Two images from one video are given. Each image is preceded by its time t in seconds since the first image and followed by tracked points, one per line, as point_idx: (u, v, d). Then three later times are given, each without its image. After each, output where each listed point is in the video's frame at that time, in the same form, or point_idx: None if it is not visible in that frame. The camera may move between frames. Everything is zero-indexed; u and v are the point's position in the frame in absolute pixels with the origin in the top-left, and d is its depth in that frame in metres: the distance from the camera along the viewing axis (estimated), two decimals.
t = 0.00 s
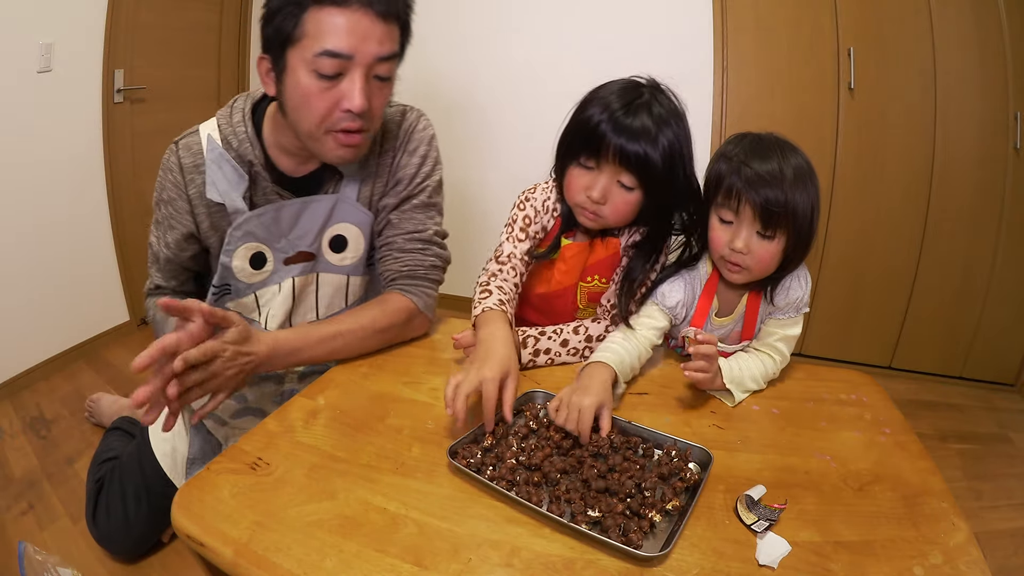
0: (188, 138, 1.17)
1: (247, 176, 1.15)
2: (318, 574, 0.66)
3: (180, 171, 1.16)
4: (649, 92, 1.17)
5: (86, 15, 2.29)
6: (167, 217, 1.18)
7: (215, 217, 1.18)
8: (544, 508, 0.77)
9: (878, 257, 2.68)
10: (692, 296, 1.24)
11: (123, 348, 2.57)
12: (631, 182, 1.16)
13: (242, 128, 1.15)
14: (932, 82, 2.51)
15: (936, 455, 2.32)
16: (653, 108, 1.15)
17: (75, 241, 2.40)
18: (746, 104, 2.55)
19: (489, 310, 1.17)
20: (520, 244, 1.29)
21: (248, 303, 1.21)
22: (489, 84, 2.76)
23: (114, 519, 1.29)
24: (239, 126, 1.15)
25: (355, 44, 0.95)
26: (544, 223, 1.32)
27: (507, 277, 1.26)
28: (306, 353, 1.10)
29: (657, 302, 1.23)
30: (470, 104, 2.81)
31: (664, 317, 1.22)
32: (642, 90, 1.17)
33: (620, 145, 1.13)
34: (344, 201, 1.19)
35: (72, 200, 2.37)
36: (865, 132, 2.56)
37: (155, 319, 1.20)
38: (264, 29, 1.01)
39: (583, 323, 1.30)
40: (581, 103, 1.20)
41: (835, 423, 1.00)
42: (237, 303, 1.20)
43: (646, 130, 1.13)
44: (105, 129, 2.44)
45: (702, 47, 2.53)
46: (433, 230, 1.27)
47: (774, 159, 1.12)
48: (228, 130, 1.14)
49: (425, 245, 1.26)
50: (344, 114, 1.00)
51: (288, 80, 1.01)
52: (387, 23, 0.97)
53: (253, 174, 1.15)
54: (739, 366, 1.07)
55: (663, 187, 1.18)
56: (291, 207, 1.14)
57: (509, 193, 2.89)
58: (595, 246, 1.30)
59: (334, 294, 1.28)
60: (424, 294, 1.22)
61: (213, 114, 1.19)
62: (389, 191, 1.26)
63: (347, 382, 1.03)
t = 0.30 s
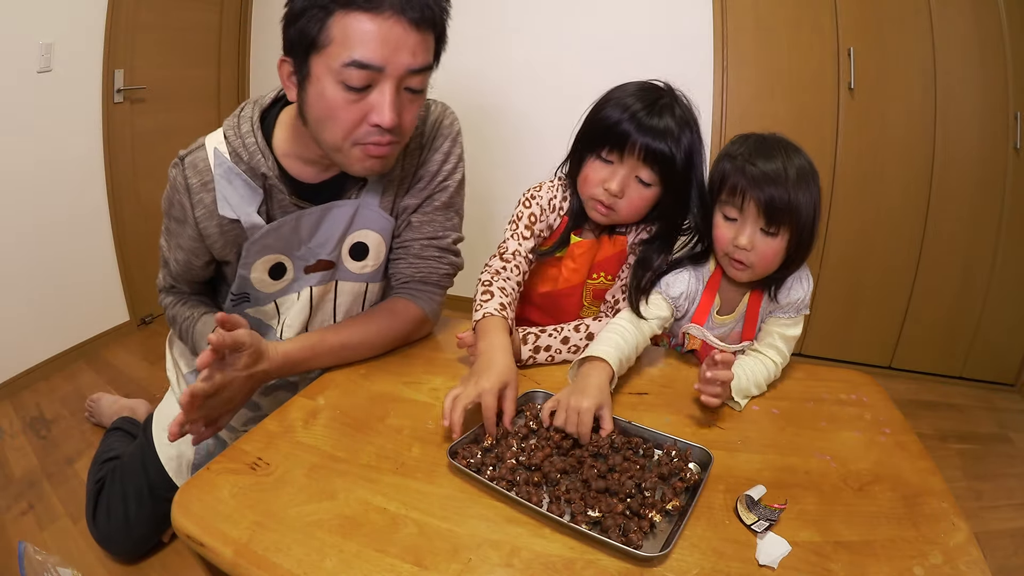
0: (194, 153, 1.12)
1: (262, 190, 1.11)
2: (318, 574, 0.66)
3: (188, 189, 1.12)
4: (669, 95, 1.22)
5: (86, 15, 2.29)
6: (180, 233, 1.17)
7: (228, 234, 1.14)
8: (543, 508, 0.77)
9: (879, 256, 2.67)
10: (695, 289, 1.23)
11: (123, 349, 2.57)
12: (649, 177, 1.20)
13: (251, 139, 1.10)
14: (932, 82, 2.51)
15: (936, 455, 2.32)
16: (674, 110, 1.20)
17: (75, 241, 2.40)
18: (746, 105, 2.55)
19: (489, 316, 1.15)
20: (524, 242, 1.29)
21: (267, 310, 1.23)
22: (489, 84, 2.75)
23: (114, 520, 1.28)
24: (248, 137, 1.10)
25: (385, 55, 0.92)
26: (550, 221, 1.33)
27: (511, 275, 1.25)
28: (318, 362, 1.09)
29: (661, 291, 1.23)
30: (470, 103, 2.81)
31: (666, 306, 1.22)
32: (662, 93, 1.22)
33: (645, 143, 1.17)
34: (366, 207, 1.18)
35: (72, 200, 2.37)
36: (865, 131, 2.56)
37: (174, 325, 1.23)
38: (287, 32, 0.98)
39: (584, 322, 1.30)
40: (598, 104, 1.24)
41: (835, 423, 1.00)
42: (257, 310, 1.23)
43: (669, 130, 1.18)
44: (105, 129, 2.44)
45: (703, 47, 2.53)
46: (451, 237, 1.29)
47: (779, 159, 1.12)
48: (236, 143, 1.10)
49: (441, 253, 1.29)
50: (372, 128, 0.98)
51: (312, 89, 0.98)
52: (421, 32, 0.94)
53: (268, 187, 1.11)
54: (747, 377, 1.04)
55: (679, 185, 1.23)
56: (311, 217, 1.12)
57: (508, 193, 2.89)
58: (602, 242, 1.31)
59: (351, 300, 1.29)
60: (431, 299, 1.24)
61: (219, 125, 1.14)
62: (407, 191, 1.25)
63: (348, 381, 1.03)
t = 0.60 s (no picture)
0: (197, 161, 1.12)
1: (266, 198, 1.11)
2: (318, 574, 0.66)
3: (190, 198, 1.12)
4: (678, 101, 1.22)
5: (86, 15, 2.29)
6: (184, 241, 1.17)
7: (232, 243, 1.14)
8: (543, 508, 0.77)
9: (880, 257, 2.68)
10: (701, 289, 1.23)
11: (123, 349, 2.57)
12: (656, 181, 1.20)
13: (254, 146, 1.09)
14: (932, 83, 2.51)
15: (935, 455, 2.32)
16: (684, 116, 1.20)
17: (74, 241, 2.40)
18: (746, 104, 2.55)
19: (486, 315, 1.15)
20: (526, 241, 1.29)
21: (273, 316, 1.24)
22: (489, 83, 2.75)
23: (114, 520, 1.28)
24: (251, 144, 1.09)
25: (397, 62, 0.92)
26: (554, 221, 1.33)
27: (508, 275, 1.25)
28: (320, 360, 1.09)
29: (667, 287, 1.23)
30: (469, 103, 2.81)
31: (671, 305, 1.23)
32: (671, 98, 1.22)
33: (655, 148, 1.17)
34: (372, 211, 1.19)
35: (72, 201, 2.37)
36: (865, 132, 2.56)
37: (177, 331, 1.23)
38: (294, 34, 0.98)
39: (586, 323, 1.29)
40: (606, 107, 1.23)
41: (835, 423, 1.00)
42: (263, 316, 1.23)
43: (678, 135, 1.19)
44: (105, 129, 2.44)
45: (703, 47, 2.52)
46: (456, 241, 1.30)
47: (789, 164, 1.12)
48: (239, 150, 1.09)
49: (447, 256, 1.29)
50: (381, 136, 0.98)
51: (319, 95, 0.97)
52: (433, 40, 0.94)
53: (274, 195, 1.12)
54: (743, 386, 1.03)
55: (686, 189, 1.24)
56: (317, 222, 1.13)
57: (508, 192, 2.89)
58: (608, 245, 1.32)
59: (355, 303, 1.29)
60: (435, 302, 1.25)
61: (220, 133, 1.13)
62: (415, 193, 1.26)
63: (348, 381, 1.03)
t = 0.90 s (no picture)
0: (191, 158, 1.12)
1: (261, 195, 1.11)
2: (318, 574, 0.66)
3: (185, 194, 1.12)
4: (683, 102, 1.18)
5: (86, 16, 2.29)
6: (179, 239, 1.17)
7: (226, 240, 1.14)
8: (543, 508, 0.77)
9: (880, 257, 2.68)
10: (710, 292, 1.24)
11: (123, 349, 2.57)
12: (662, 189, 1.16)
13: (250, 143, 1.10)
14: (932, 83, 2.51)
15: (936, 455, 2.32)
16: (689, 118, 1.17)
17: (74, 242, 2.40)
18: (746, 104, 2.55)
19: (482, 317, 1.15)
20: (522, 238, 1.26)
21: (268, 316, 1.24)
22: (489, 83, 2.75)
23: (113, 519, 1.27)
24: (246, 141, 1.10)
25: (393, 59, 0.92)
26: (554, 217, 1.30)
27: (500, 271, 1.25)
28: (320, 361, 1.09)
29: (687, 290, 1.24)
30: (469, 103, 2.80)
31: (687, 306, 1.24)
32: (676, 99, 1.18)
33: (664, 154, 1.13)
34: (368, 210, 1.18)
35: (72, 201, 2.37)
36: (865, 132, 2.56)
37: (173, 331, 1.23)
38: (290, 32, 0.98)
39: (587, 326, 1.25)
40: (610, 108, 1.19)
41: (835, 423, 1.00)
42: (258, 316, 1.23)
43: (686, 138, 1.15)
44: (105, 129, 2.44)
45: (702, 47, 2.52)
46: (452, 241, 1.30)
47: (796, 170, 1.12)
48: (234, 147, 1.09)
49: (444, 257, 1.29)
50: (378, 133, 0.98)
51: (316, 92, 0.97)
52: (429, 36, 0.94)
53: (268, 191, 1.11)
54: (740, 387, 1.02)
55: (694, 195, 1.20)
56: (311, 221, 1.12)
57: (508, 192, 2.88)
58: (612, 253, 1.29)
59: (351, 303, 1.29)
60: (432, 302, 1.25)
61: (216, 131, 1.14)
62: (412, 193, 1.26)
63: (348, 382, 1.03)
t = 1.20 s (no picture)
0: (194, 153, 1.12)
1: (265, 191, 1.10)
2: (318, 574, 0.66)
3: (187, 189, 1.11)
4: (697, 105, 1.09)
5: (86, 16, 2.29)
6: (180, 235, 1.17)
7: (229, 237, 1.13)
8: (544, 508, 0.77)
9: (881, 258, 2.68)
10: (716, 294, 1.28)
11: (123, 349, 2.56)
12: (668, 208, 1.09)
13: (255, 139, 1.09)
14: (932, 83, 2.51)
15: (935, 455, 2.32)
16: (702, 125, 1.07)
17: (74, 242, 2.40)
18: (746, 104, 2.55)
19: (478, 319, 1.14)
20: (519, 241, 1.24)
21: (269, 315, 1.24)
22: (489, 83, 2.74)
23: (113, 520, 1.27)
24: (251, 137, 1.10)
25: (405, 58, 0.92)
26: (556, 219, 1.27)
27: (493, 272, 1.23)
28: (322, 362, 1.10)
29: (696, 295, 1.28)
30: (469, 104, 2.80)
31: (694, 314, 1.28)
32: (690, 103, 1.08)
33: (673, 169, 1.04)
34: (371, 210, 1.18)
35: (72, 201, 2.37)
36: (864, 133, 2.56)
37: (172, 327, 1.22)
38: (300, 29, 0.98)
39: (588, 329, 1.25)
40: (618, 116, 1.10)
41: (835, 423, 1.00)
42: (258, 316, 1.24)
43: (697, 149, 1.05)
44: (105, 129, 2.44)
45: (702, 46, 2.52)
46: (454, 242, 1.30)
47: (806, 177, 1.17)
48: (239, 143, 1.09)
49: (446, 257, 1.29)
50: (386, 132, 0.98)
51: (325, 91, 0.97)
52: (440, 37, 0.95)
53: (273, 187, 1.11)
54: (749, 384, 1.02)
55: (707, 210, 1.11)
56: (315, 220, 1.13)
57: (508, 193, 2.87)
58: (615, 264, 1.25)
59: (352, 303, 1.29)
60: (433, 303, 1.25)
61: (220, 126, 1.13)
62: (416, 193, 1.26)
63: (348, 382, 1.03)
